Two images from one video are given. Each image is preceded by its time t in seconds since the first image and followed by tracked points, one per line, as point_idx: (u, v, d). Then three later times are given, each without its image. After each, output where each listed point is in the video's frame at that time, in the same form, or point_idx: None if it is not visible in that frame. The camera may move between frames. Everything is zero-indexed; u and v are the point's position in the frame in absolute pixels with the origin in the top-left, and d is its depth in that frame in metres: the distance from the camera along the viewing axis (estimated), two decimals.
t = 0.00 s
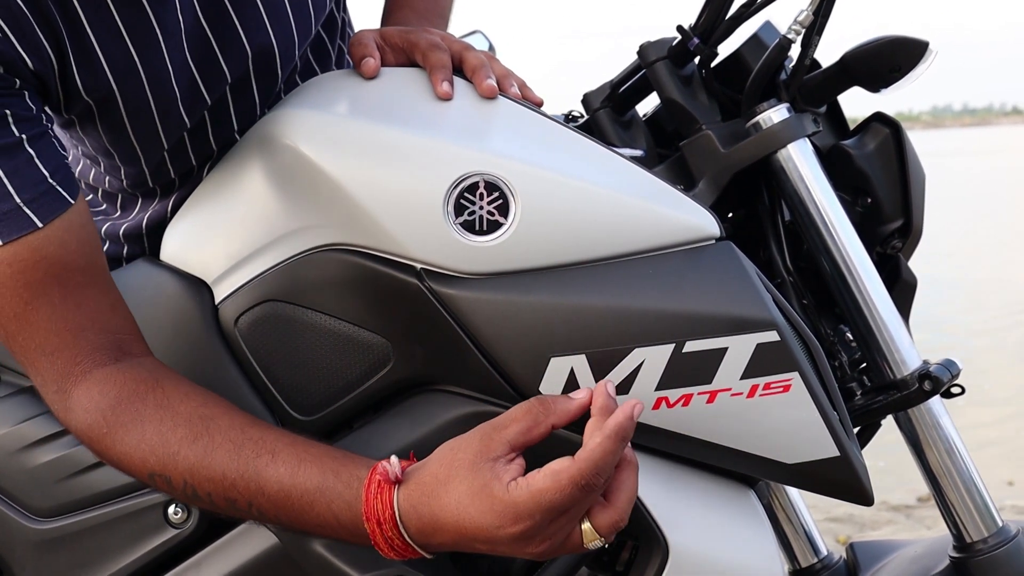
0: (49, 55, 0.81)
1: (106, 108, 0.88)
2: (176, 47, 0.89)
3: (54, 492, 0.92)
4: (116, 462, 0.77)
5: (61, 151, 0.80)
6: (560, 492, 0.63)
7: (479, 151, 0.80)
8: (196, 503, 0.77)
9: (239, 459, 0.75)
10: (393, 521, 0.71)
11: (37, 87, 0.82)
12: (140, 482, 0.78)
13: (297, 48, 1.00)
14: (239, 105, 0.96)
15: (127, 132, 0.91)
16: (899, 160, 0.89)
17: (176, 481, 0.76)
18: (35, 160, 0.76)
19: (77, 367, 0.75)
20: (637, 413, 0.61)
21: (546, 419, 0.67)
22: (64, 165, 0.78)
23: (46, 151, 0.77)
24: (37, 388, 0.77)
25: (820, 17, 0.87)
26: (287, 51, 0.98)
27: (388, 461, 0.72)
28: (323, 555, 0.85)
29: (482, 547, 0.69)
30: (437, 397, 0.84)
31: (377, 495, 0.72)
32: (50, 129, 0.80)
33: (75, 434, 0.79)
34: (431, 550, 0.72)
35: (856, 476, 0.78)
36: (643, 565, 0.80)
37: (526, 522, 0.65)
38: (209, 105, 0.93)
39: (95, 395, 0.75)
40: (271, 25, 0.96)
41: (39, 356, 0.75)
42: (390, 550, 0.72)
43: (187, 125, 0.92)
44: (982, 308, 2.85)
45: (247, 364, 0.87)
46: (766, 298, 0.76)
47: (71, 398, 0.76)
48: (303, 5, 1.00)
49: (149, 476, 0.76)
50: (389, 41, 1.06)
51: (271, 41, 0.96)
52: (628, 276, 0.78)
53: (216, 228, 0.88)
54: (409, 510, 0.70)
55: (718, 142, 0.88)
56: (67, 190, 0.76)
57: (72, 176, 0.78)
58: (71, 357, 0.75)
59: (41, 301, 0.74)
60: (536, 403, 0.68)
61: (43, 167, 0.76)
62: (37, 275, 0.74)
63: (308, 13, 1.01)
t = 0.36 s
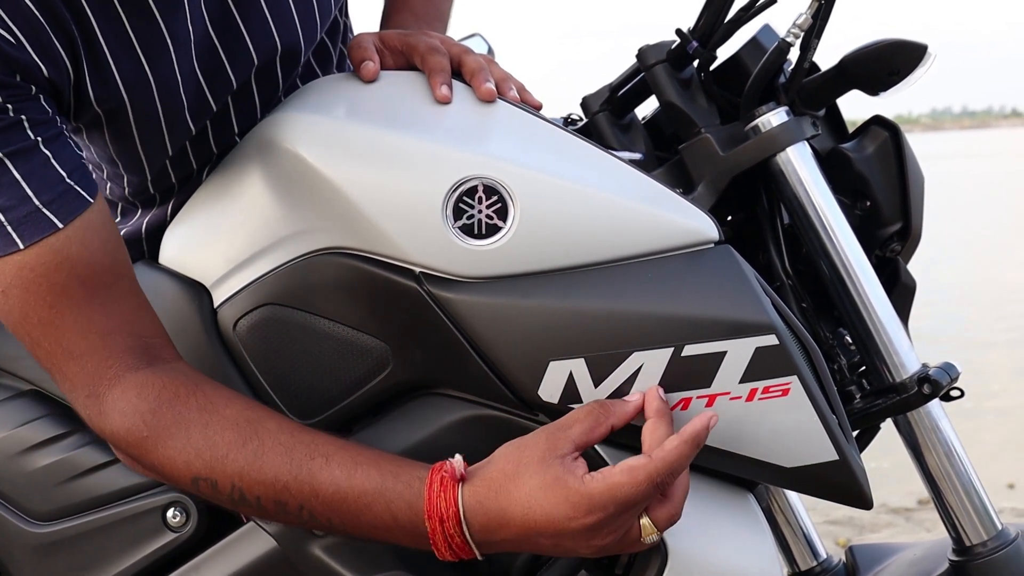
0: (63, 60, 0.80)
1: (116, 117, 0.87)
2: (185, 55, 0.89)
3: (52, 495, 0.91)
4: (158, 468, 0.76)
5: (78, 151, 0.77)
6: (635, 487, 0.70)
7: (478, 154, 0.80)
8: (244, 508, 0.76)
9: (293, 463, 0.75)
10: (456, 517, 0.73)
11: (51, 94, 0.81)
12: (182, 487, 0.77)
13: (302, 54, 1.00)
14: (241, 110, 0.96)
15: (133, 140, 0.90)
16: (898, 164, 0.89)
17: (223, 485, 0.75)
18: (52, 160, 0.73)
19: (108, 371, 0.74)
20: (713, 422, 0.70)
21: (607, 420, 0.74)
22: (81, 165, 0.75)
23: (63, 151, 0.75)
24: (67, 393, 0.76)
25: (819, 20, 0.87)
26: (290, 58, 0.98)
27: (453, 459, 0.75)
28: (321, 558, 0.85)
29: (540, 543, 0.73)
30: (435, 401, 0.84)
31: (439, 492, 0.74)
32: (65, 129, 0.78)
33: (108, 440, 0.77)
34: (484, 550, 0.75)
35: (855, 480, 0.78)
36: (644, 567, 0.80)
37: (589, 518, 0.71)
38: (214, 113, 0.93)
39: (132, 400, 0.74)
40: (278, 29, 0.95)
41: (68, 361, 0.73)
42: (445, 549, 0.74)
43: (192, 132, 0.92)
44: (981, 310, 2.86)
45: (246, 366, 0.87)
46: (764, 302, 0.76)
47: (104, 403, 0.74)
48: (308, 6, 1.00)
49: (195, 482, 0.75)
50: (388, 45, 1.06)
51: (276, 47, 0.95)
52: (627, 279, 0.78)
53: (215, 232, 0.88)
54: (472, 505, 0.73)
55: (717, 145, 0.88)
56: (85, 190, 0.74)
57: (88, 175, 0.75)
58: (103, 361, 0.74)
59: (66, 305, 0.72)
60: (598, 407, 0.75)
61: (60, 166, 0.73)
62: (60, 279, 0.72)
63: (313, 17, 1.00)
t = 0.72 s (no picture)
0: (72, 51, 0.79)
1: (117, 114, 0.86)
2: (187, 56, 0.88)
3: (51, 496, 0.91)
4: (208, 447, 0.74)
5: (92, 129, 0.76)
6: (715, 493, 0.71)
7: (476, 155, 0.80)
8: (297, 490, 0.75)
9: (355, 444, 0.74)
10: (524, 506, 0.73)
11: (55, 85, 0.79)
12: (234, 471, 0.76)
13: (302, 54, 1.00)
14: (241, 111, 0.96)
15: (133, 140, 0.89)
16: (898, 164, 0.89)
17: (279, 464, 0.74)
18: (70, 133, 0.72)
19: (149, 341, 0.72)
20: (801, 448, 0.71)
21: (687, 432, 0.74)
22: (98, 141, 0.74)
23: (81, 128, 0.73)
24: (101, 368, 0.73)
25: (818, 21, 0.87)
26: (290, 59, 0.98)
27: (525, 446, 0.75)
28: (321, 559, 0.85)
29: (605, 542, 0.74)
30: (435, 401, 0.84)
31: (509, 480, 0.74)
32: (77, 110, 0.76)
33: (147, 417, 0.74)
34: (542, 543, 0.75)
35: (855, 481, 0.78)
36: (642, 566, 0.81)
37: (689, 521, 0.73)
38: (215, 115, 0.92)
39: (178, 371, 0.72)
40: (277, 28, 0.95)
41: (106, 332, 0.71)
42: (507, 542, 0.75)
43: (192, 133, 0.92)
44: (981, 311, 2.86)
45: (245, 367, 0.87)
46: (764, 303, 0.76)
47: (144, 375, 0.72)
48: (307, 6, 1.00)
49: (247, 459, 0.74)
50: (387, 45, 1.07)
51: (276, 49, 0.96)
52: (626, 280, 0.78)
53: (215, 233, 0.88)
54: (542, 495, 0.73)
55: (716, 146, 0.88)
56: (108, 162, 0.72)
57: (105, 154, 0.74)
58: (142, 332, 0.72)
59: (99, 274, 0.70)
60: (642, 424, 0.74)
61: (80, 140, 0.72)
62: (90, 247, 0.69)
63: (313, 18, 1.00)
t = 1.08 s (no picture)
0: (60, 46, 0.80)
1: (112, 109, 0.87)
2: (186, 55, 0.88)
3: (50, 496, 0.91)
4: (133, 453, 0.74)
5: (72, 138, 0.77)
6: (625, 467, 0.70)
7: (475, 153, 0.80)
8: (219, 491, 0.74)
9: (267, 442, 0.73)
10: (435, 493, 0.71)
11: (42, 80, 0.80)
12: (150, 471, 0.75)
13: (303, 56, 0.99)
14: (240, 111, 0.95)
15: (131, 138, 0.90)
16: (898, 162, 0.89)
17: (200, 467, 0.74)
18: (46, 145, 0.73)
19: (87, 354, 0.72)
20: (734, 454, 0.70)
21: (584, 398, 0.71)
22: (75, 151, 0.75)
23: (58, 137, 0.74)
24: (40, 376, 0.73)
25: (818, 19, 0.87)
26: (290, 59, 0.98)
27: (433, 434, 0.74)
28: (320, 558, 0.85)
29: (519, 519, 0.72)
30: (434, 400, 0.84)
31: (419, 469, 0.72)
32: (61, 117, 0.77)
33: (80, 425, 0.75)
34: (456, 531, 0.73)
35: (855, 480, 0.78)
36: (643, 565, 0.80)
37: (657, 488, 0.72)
38: (212, 112, 0.91)
39: (109, 383, 0.72)
40: (279, 29, 0.95)
41: (40, 340, 0.71)
42: (420, 529, 0.73)
43: (191, 131, 0.91)
44: (981, 312, 2.86)
45: (245, 365, 0.87)
46: (763, 300, 0.76)
47: (79, 386, 0.72)
48: (308, 6, 0.99)
49: (170, 463, 0.74)
50: (386, 43, 1.07)
51: (276, 50, 0.95)
52: (626, 278, 0.78)
53: (214, 231, 0.88)
54: (453, 480, 0.71)
55: (715, 145, 0.88)
56: (77, 176, 0.73)
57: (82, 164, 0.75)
58: (84, 343, 0.72)
59: (51, 285, 0.70)
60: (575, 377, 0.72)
61: (54, 151, 0.73)
62: (57, 251, 0.70)
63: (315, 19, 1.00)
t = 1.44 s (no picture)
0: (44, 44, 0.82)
1: (104, 110, 0.88)
2: (182, 57, 0.88)
3: (48, 497, 0.91)
4: (102, 434, 0.83)
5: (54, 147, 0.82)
6: (563, 412, 0.75)
7: (473, 153, 0.79)
8: (188, 465, 0.82)
9: (233, 412, 0.81)
10: (387, 444, 0.78)
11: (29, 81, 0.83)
12: (123, 450, 0.83)
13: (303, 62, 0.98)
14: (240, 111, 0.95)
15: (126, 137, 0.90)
16: (899, 162, 0.88)
17: (167, 442, 0.82)
18: (25, 155, 0.79)
19: (60, 348, 0.80)
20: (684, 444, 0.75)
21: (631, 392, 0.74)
22: (54, 159, 0.80)
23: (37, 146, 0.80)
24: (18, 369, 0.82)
25: (819, 19, 0.86)
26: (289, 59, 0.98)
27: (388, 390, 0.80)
28: (320, 559, 0.85)
29: (464, 479, 0.78)
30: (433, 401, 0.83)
31: (374, 422, 0.79)
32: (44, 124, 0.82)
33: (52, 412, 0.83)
34: (410, 498, 0.80)
35: (856, 481, 0.78)
36: (643, 567, 0.80)
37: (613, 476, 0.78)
38: (212, 115, 0.91)
39: (79, 373, 0.81)
40: (277, 34, 0.94)
41: (19, 340, 0.80)
42: (374, 487, 0.79)
43: (189, 133, 0.91)
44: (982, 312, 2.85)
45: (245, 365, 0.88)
46: (764, 301, 0.76)
47: (52, 377, 0.81)
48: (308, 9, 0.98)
49: (140, 441, 0.82)
50: (386, 43, 1.06)
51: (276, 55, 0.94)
52: (625, 279, 0.78)
53: (213, 231, 0.87)
54: (403, 436, 0.78)
55: (716, 145, 0.88)
56: (54, 186, 0.80)
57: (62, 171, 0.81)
58: (52, 339, 0.80)
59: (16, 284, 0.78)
60: (587, 392, 0.74)
61: (32, 161, 0.79)
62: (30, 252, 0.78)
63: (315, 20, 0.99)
